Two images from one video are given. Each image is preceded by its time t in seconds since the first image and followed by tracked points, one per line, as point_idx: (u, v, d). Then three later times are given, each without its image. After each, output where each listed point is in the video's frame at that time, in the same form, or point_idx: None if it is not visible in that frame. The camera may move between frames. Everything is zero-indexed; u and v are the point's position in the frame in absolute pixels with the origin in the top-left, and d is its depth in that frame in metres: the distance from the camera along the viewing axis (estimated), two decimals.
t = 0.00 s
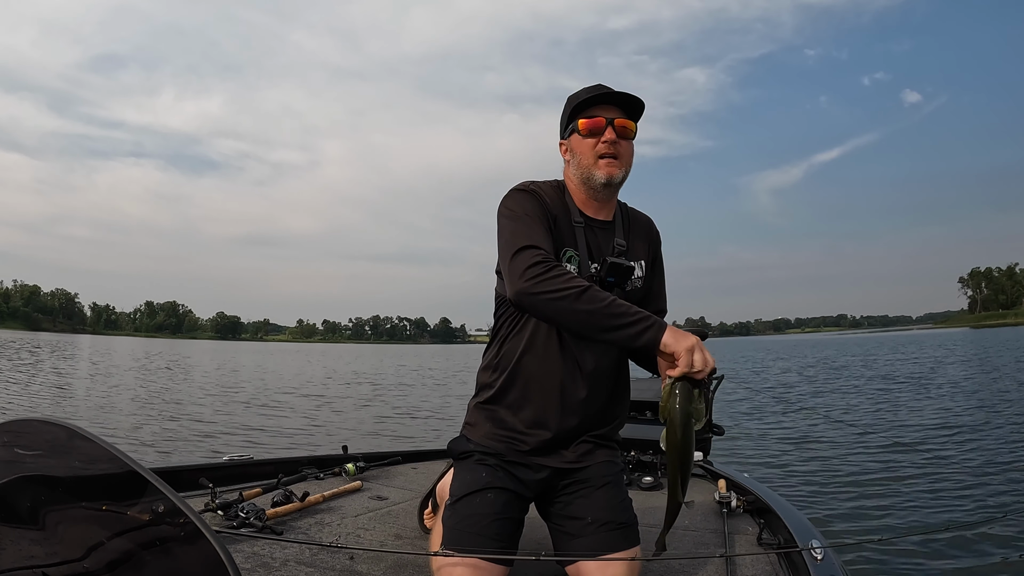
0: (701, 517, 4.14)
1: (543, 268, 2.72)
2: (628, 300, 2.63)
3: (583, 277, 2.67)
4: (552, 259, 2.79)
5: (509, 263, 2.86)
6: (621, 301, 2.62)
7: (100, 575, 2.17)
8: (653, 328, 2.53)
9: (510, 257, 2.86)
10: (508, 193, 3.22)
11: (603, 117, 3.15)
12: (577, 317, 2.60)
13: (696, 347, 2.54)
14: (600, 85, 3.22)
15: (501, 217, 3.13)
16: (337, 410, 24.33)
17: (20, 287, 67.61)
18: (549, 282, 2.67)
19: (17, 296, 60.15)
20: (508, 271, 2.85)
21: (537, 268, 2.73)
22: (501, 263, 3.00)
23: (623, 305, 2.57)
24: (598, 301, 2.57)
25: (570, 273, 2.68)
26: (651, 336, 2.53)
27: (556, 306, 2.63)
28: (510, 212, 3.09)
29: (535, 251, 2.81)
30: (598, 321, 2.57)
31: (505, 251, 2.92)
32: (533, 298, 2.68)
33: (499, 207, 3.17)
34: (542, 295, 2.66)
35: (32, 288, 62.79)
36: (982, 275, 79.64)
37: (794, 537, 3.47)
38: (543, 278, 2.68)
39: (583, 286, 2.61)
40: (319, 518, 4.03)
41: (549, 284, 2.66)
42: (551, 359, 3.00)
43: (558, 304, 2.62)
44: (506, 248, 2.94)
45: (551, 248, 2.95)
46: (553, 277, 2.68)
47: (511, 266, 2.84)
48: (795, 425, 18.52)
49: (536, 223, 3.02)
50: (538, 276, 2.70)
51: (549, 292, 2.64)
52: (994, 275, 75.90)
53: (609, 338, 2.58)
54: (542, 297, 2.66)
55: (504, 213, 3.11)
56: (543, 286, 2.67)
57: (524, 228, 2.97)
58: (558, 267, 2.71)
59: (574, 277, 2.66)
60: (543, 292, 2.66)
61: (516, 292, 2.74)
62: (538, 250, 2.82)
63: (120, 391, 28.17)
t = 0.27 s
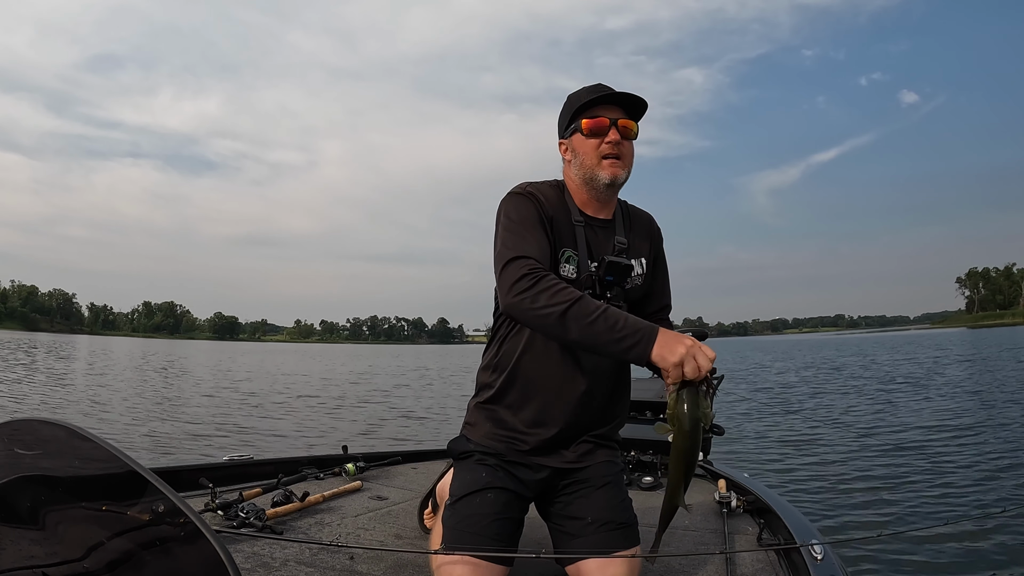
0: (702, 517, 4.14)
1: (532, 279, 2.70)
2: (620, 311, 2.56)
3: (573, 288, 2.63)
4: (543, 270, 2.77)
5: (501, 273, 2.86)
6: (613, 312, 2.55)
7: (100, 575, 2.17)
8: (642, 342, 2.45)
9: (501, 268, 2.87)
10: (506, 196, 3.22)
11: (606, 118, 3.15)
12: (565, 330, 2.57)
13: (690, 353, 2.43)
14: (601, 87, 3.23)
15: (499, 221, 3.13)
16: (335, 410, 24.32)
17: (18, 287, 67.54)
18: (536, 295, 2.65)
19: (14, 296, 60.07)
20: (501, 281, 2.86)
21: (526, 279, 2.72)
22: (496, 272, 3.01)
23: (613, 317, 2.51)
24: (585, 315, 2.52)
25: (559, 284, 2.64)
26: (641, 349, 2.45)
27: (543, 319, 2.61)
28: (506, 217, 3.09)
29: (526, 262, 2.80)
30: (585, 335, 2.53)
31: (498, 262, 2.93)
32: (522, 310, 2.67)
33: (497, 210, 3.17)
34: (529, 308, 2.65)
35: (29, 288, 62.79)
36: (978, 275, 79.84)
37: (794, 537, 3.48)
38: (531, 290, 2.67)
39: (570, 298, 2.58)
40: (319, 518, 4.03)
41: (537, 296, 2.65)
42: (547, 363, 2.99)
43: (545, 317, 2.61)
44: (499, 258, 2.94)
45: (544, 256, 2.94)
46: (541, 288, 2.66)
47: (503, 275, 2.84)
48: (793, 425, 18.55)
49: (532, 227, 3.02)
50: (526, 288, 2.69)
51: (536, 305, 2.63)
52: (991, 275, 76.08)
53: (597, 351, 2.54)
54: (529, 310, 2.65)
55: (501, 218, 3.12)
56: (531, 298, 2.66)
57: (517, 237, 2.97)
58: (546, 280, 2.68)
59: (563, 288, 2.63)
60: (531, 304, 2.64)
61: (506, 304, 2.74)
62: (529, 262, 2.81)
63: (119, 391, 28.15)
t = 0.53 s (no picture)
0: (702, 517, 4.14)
1: (544, 278, 2.70)
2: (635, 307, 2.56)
3: (589, 287, 2.63)
4: (556, 269, 2.76)
5: (512, 273, 2.85)
6: (630, 309, 2.53)
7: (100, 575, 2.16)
8: (659, 340, 2.43)
9: (512, 268, 2.86)
10: (506, 195, 3.22)
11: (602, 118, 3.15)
12: (581, 329, 2.56)
13: (694, 368, 2.42)
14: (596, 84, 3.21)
15: (502, 219, 3.12)
16: (333, 410, 24.30)
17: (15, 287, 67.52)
18: (551, 295, 2.64)
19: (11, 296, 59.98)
20: (511, 281, 2.85)
21: (539, 279, 2.71)
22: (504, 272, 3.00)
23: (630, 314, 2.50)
24: (601, 314, 2.51)
25: (574, 283, 2.63)
26: (655, 349, 2.44)
27: (558, 318, 2.61)
28: (509, 216, 3.08)
29: (538, 262, 2.79)
30: (601, 333, 2.52)
31: (507, 261, 2.92)
32: (536, 310, 2.66)
33: (497, 210, 3.17)
34: (543, 307, 2.64)
35: (26, 288, 62.74)
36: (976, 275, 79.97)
37: (795, 536, 3.48)
38: (544, 289, 2.66)
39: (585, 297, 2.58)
40: (318, 517, 4.03)
41: (552, 295, 2.63)
42: (552, 360, 2.99)
43: (559, 315, 2.60)
44: (508, 258, 2.93)
45: (552, 255, 2.94)
46: (555, 287, 2.65)
47: (513, 275, 2.83)
48: (791, 425, 18.58)
49: (535, 227, 3.02)
50: (539, 288, 2.68)
51: (551, 305, 2.62)
52: (989, 275, 76.21)
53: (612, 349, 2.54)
54: (544, 309, 2.64)
55: (504, 217, 3.10)
56: (545, 298, 2.65)
57: (526, 236, 2.96)
58: (560, 279, 2.66)
59: (577, 286, 2.63)
60: (545, 304, 2.63)
61: (519, 303, 2.73)
62: (541, 261, 2.80)
63: (117, 391, 28.11)
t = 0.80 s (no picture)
0: (702, 517, 4.15)
1: (553, 283, 2.68)
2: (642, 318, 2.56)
3: (598, 295, 2.62)
4: (564, 274, 2.75)
5: (520, 274, 2.83)
6: (638, 320, 2.53)
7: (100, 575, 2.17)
8: (666, 353, 2.43)
9: (520, 269, 2.84)
10: (507, 191, 3.22)
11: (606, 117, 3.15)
12: (589, 336, 2.56)
13: (690, 384, 2.42)
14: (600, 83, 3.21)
15: (506, 218, 3.10)
16: (331, 410, 24.26)
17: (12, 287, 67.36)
18: (561, 300, 2.63)
19: (8, 295, 59.80)
20: (517, 283, 2.83)
21: (547, 283, 2.70)
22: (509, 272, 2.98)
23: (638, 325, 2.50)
24: (610, 324, 2.51)
25: (584, 290, 2.63)
26: (661, 361, 2.44)
27: (567, 324, 2.60)
28: (513, 214, 3.07)
29: (546, 265, 2.78)
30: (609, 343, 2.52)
31: (514, 262, 2.89)
32: (544, 315, 2.65)
33: (499, 207, 3.16)
34: (552, 312, 2.63)
35: (23, 287, 62.67)
36: (973, 276, 80.20)
37: (794, 537, 3.48)
38: (554, 295, 2.65)
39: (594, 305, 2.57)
40: (319, 517, 4.03)
41: (560, 301, 2.63)
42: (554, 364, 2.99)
43: (568, 322, 2.59)
44: (516, 258, 2.90)
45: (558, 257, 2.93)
46: (564, 293, 2.64)
47: (521, 277, 2.81)
48: (790, 425, 18.62)
49: (538, 224, 3.01)
50: (548, 293, 2.67)
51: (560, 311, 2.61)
52: (987, 276, 76.42)
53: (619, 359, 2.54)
54: (553, 314, 2.63)
55: (509, 215, 3.08)
56: (554, 304, 2.64)
57: (533, 236, 2.95)
58: (569, 285, 2.65)
59: (586, 294, 2.62)
60: (554, 309, 2.63)
61: (527, 307, 2.71)
62: (550, 264, 2.78)
63: (115, 391, 28.05)
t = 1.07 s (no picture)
0: (702, 517, 4.15)
1: (542, 285, 2.71)
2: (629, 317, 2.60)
3: (585, 296, 2.66)
4: (553, 275, 2.77)
5: (510, 275, 2.85)
6: (625, 319, 2.58)
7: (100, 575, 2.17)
8: (652, 348, 2.49)
9: (510, 271, 2.85)
10: (505, 195, 3.20)
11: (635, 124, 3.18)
12: (579, 337, 2.59)
13: (700, 358, 2.47)
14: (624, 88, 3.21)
15: (499, 220, 3.12)
16: (329, 410, 24.23)
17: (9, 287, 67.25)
18: (548, 302, 2.65)
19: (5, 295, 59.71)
20: (507, 286, 2.85)
21: (536, 285, 2.72)
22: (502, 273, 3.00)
23: (624, 324, 2.54)
24: (598, 323, 2.55)
25: (571, 291, 2.66)
26: (650, 358, 2.49)
27: (556, 325, 2.63)
28: (508, 217, 3.07)
29: (535, 267, 2.79)
30: (597, 343, 2.56)
31: (505, 264, 2.91)
32: (534, 317, 2.68)
33: (496, 210, 3.17)
34: (541, 315, 2.66)
35: (21, 287, 62.59)
36: (971, 276, 80.39)
37: (794, 537, 3.49)
38: (542, 297, 2.68)
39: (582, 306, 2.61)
40: (319, 517, 4.03)
41: (549, 303, 2.65)
42: (550, 363, 3.00)
43: (557, 323, 2.62)
44: (506, 260, 2.92)
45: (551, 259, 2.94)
46: (552, 296, 2.67)
47: (510, 280, 2.83)
48: (789, 425, 18.67)
49: (532, 229, 3.02)
50: (536, 295, 2.70)
51: (549, 312, 2.63)
52: (984, 275, 76.60)
53: (609, 358, 2.57)
54: (542, 316, 2.66)
55: (503, 218, 3.10)
56: (543, 306, 2.66)
57: (524, 239, 2.96)
58: (557, 287, 2.68)
59: (575, 295, 2.65)
60: (543, 311, 2.65)
61: (516, 310, 2.74)
62: (538, 266, 2.80)
63: (113, 391, 28.01)
